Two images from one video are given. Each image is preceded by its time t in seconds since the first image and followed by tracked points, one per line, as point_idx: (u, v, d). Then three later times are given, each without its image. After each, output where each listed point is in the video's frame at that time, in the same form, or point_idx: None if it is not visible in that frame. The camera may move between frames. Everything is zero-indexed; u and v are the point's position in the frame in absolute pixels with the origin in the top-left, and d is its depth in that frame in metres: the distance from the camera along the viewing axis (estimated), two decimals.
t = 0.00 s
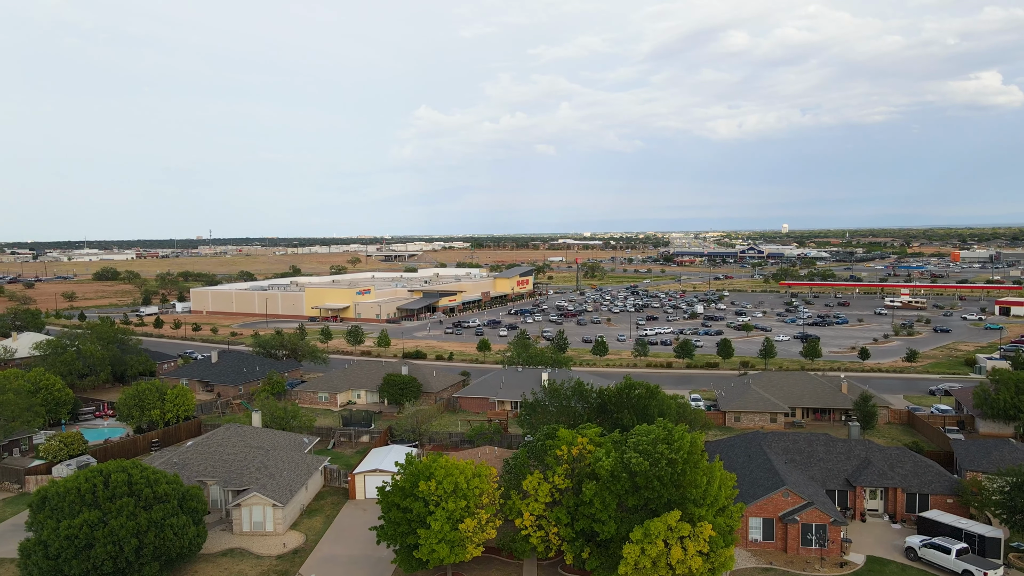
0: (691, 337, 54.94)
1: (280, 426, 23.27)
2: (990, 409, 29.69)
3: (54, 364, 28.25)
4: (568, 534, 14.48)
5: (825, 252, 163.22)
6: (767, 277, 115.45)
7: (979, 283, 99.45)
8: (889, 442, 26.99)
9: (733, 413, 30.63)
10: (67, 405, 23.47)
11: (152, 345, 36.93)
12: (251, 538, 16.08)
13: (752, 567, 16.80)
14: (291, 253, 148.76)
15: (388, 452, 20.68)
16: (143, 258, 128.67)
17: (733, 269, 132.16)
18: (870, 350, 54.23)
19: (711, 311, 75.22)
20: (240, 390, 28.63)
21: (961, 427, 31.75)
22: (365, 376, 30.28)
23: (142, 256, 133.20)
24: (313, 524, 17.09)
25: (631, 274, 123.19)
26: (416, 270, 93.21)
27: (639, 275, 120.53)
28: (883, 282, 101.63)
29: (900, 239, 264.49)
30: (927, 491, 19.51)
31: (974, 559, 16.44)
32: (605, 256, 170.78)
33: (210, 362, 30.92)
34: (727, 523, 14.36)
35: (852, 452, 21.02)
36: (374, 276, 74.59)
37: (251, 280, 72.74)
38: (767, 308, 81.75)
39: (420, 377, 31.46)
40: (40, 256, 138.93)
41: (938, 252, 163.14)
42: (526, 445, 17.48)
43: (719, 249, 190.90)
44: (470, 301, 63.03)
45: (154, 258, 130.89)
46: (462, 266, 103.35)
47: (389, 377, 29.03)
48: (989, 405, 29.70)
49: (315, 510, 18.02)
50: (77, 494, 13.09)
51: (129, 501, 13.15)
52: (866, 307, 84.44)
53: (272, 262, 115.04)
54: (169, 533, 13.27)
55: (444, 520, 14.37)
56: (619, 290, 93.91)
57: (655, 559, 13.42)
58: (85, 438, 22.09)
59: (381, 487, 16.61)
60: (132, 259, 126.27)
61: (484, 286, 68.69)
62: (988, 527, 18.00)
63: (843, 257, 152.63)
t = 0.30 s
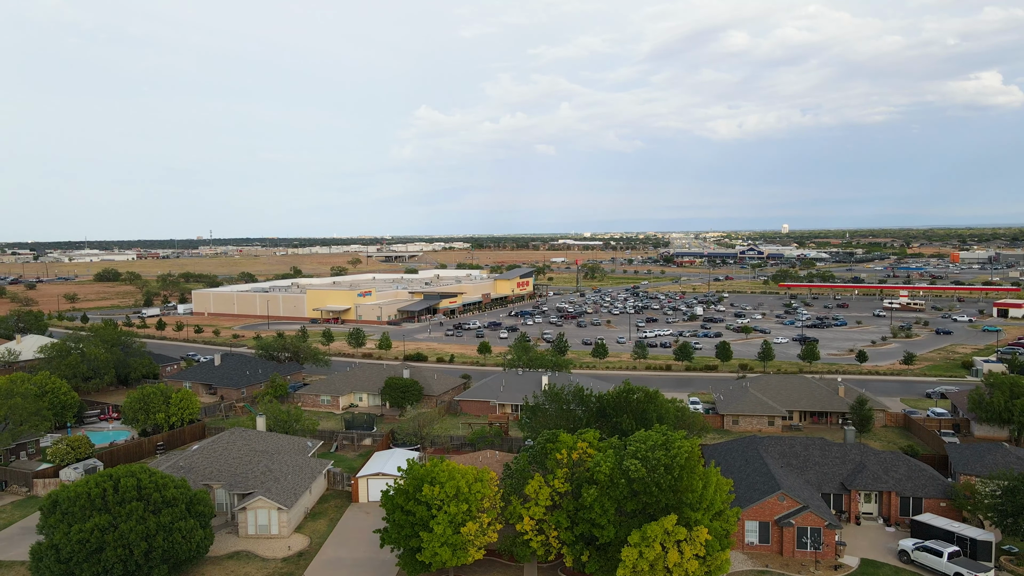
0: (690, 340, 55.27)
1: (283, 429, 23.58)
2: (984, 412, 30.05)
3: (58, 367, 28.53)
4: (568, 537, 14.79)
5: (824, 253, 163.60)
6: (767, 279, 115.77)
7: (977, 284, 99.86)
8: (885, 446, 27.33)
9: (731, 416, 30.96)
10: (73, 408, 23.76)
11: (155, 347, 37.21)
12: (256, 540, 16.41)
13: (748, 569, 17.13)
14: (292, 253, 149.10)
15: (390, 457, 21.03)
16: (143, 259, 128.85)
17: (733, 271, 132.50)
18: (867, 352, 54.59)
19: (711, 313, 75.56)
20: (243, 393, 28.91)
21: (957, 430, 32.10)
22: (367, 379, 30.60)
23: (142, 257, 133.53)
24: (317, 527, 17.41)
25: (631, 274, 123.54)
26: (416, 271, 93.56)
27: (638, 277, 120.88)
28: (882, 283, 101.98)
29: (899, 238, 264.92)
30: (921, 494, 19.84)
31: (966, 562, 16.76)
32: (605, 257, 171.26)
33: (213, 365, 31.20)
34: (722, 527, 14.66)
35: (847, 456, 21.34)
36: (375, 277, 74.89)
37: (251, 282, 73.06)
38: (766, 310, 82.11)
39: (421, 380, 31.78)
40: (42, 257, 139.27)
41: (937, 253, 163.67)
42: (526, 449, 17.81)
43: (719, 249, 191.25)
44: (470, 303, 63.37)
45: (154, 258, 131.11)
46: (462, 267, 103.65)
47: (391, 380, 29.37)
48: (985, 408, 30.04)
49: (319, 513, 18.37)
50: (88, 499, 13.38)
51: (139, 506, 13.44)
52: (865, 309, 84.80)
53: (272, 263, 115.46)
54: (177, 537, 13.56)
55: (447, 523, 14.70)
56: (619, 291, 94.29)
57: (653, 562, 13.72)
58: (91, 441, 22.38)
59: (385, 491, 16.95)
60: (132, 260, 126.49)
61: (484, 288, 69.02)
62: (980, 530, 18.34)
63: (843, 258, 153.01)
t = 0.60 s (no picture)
0: (677, 342, 55.84)
1: (274, 434, 23.75)
2: (963, 414, 30.73)
3: (46, 371, 28.47)
4: (556, 541, 15.15)
5: (810, 253, 165.18)
6: (753, 280, 116.80)
7: (960, 285, 101.33)
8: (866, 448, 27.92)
9: (717, 419, 31.46)
10: (62, 414, 23.78)
11: (143, 351, 37.14)
12: (248, 545, 16.60)
13: (731, 570, 17.54)
14: (279, 254, 148.55)
15: (381, 461, 21.30)
16: (129, 260, 127.82)
17: (720, 271, 133.49)
18: (851, 354, 55.41)
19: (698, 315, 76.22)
20: (232, 397, 28.98)
21: (936, 431, 32.79)
22: (357, 383, 30.78)
23: (128, 258, 132.50)
24: (308, 531, 17.65)
25: (619, 275, 124.19)
26: (404, 272, 93.53)
27: (627, 277, 121.53)
28: (866, 285, 103.24)
29: (884, 239, 267.85)
30: (899, 495, 20.38)
31: (941, 562, 17.28)
32: (593, 257, 172.03)
33: (202, 369, 31.22)
34: (706, 530, 15.05)
35: (829, 459, 21.84)
36: (364, 278, 74.91)
37: (239, 283, 72.84)
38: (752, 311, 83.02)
39: (410, 383, 32.02)
40: (26, 258, 137.94)
41: (922, 254, 165.76)
42: (515, 453, 18.15)
43: (706, 249, 192.49)
44: (460, 305, 63.61)
45: (141, 259, 130.25)
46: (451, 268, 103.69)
47: (380, 384, 29.59)
48: (963, 410, 30.76)
49: (310, 517, 18.60)
50: (82, 506, 13.54)
51: (133, 512, 13.62)
52: (850, 310, 85.89)
53: (260, 264, 115.17)
54: (170, 543, 13.74)
55: (437, 528, 15.00)
56: (607, 293, 94.91)
57: (638, 564, 14.09)
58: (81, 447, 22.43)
59: (375, 495, 17.23)
60: (117, 260, 125.48)
61: (473, 289, 69.25)
62: (955, 531, 18.88)
63: (830, 259, 154.63)
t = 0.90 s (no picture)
0: (659, 343, 56.46)
1: (259, 439, 23.84)
2: (935, 416, 31.58)
3: (27, 376, 28.25)
4: (540, 544, 15.49)
5: (790, 254, 167.25)
6: (734, 281, 118.12)
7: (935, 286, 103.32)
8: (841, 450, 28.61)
9: (697, 421, 32.01)
10: (45, 420, 23.66)
11: (125, 355, 36.89)
12: (234, 551, 16.74)
13: (710, 571, 17.99)
14: (261, 255, 147.46)
15: (366, 466, 21.52)
16: (108, 261, 126.22)
17: (702, 272, 134.82)
18: (829, 355, 56.43)
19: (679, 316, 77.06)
20: (216, 402, 28.95)
21: (910, 432, 33.63)
22: (341, 387, 30.90)
23: (107, 259, 130.92)
24: (294, 536, 17.83)
25: (602, 276, 125.02)
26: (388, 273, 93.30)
27: (609, 278, 122.39)
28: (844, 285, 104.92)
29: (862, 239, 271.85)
30: (872, 496, 21.00)
31: (912, 561, 17.87)
32: (577, 258, 172.80)
33: (186, 373, 31.12)
34: (685, 533, 15.48)
35: (804, 461, 22.42)
36: (347, 280, 74.73)
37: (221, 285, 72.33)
38: (733, 312, 84.07)
39: (395, 387, 32.18)
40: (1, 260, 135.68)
41: (898, 254, 168.66)
42: (499, 458, 18.45)
43: (688, 250, 194.23)
44: (443, 307, 63.73)
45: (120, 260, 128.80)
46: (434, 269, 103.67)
47: (364, 388, 29.75)
48: (935, 411, 31.61)
49: (296, 522, 18.79)
50: (70, 514, 13.64)
51: (120, 520, 13.73)
52: (829, 311, 87.28)
53: (242, 265, 114.36)
54: (158, 550, 13.87)
55: (422, 532, 15.29)
56: (590, 294, 95.59)
57: (620, 566, 14.47)
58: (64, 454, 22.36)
59: (361, 500, 17.47)
60: (96, 261, 123.78)
61: (456, 291, 69.37)
62: (926, 530, 19.54)
63: (809, 259, 156.81)
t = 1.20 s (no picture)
0: (639, 346, 57.11)
1: (242, 444, 23.92)
2: (905, 416, 32.52)
3: (5, 382, 27.97)
4: (522, 547, 15.87)
5: (768, 255, 169.41)
6: (713, 282, 119.49)
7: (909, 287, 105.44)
8: (815, 451, 29.38)
9: (676, 423, 32.60)
10: (25, 427, 23.54)
11: (103, 359, 36.59)
12: (220, 557, 16.91)
13: (687, 571, 18.51)
14: (240, 256, 146.14)
15: (350, 471, 21.79)
16: (83, 262, 124.26)
17: (682, 273, 136.19)
18: (804, 356, 57.56)
19: (659, 318, 77.92)
20: (198, 407, 28.89)
21: (881, 432, 34.54)
22: (324, 392, 31.03)
23: (83, 260, 129.14)
24: (279, 541, 18.04)
25: (583, 277, 125.76)
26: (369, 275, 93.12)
27: (590, 279, 123.18)
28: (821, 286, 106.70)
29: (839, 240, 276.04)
30: (843, 496, 21.69)
31: (881, 559, 18.54)
32: (558, 258, 173.47)
33: (167, 378, 30.99)
34: (663, 535, 15.94)
35: (779, 462, 23.06)
36: (328, 282, 74.56)
37: (200, 288, 71.73)
38: (712, 313, 85.15)
39: (377, 391, 32.38)
40: None
41: (874, 254, 171.64)
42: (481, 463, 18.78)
43: (668, 250, 195.92)
44: (425, 309, 63.88)
45: (95, 262, 126.96)
46: (416, 271, 103.60)
47: (347, 392, 29.92)
48: (905, 412, 32.51)
49: (281, 527, 18.99)
50: (56, 523, 13.74)
51: (107, 529, 13.84)
52: (806, 312, 88.78)
53: (221, 267, 113.33)
54: (145, 558, 14.00)
55: (407, 536, 15.61)
56: (571, 295, 96.19)
57: (599, 568, 14.87)
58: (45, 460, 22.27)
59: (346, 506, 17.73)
60: (71, 263, 121.88)
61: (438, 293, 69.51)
62: (895, 529, 20.25)
63: (787, 260, 159.07)
